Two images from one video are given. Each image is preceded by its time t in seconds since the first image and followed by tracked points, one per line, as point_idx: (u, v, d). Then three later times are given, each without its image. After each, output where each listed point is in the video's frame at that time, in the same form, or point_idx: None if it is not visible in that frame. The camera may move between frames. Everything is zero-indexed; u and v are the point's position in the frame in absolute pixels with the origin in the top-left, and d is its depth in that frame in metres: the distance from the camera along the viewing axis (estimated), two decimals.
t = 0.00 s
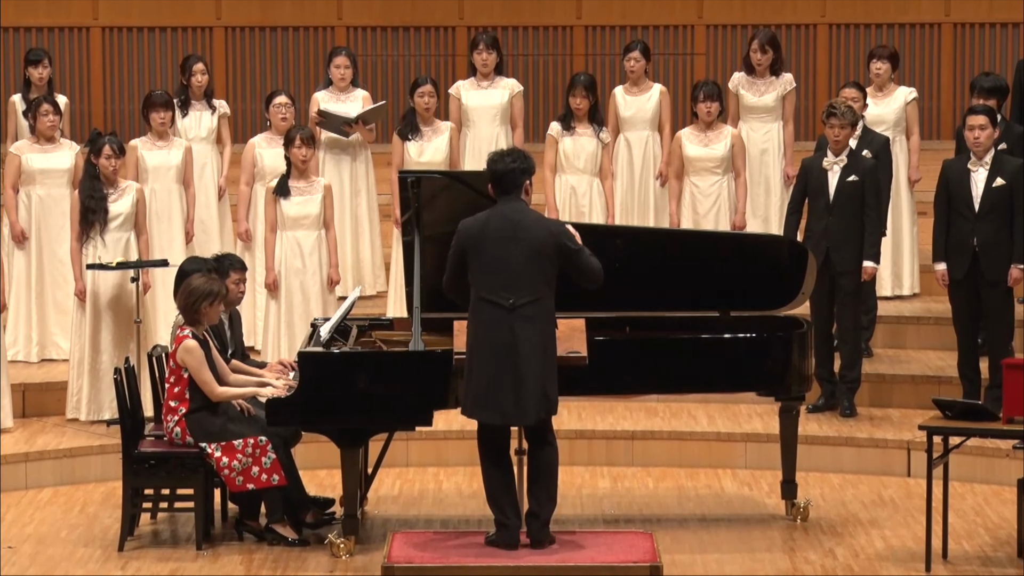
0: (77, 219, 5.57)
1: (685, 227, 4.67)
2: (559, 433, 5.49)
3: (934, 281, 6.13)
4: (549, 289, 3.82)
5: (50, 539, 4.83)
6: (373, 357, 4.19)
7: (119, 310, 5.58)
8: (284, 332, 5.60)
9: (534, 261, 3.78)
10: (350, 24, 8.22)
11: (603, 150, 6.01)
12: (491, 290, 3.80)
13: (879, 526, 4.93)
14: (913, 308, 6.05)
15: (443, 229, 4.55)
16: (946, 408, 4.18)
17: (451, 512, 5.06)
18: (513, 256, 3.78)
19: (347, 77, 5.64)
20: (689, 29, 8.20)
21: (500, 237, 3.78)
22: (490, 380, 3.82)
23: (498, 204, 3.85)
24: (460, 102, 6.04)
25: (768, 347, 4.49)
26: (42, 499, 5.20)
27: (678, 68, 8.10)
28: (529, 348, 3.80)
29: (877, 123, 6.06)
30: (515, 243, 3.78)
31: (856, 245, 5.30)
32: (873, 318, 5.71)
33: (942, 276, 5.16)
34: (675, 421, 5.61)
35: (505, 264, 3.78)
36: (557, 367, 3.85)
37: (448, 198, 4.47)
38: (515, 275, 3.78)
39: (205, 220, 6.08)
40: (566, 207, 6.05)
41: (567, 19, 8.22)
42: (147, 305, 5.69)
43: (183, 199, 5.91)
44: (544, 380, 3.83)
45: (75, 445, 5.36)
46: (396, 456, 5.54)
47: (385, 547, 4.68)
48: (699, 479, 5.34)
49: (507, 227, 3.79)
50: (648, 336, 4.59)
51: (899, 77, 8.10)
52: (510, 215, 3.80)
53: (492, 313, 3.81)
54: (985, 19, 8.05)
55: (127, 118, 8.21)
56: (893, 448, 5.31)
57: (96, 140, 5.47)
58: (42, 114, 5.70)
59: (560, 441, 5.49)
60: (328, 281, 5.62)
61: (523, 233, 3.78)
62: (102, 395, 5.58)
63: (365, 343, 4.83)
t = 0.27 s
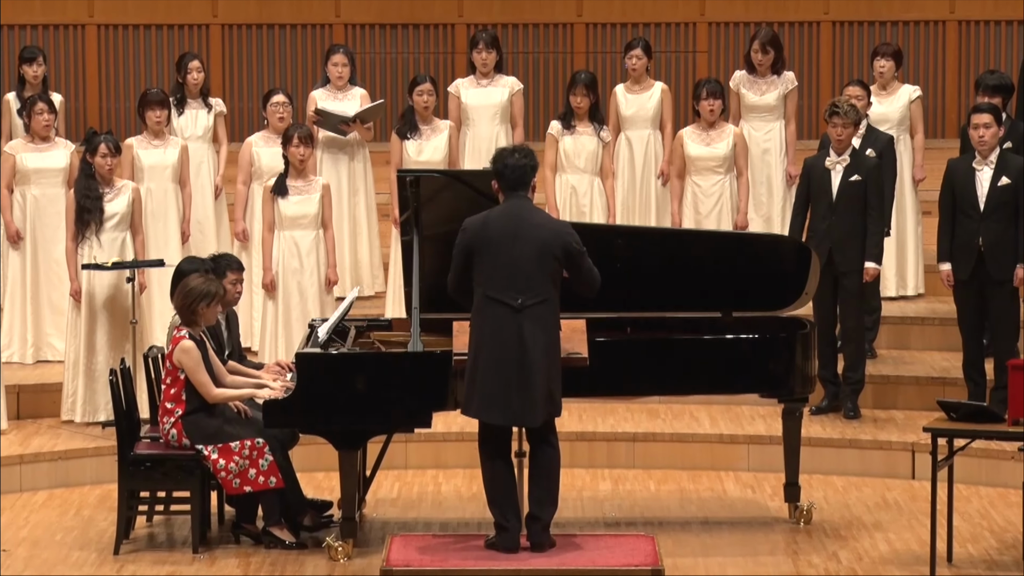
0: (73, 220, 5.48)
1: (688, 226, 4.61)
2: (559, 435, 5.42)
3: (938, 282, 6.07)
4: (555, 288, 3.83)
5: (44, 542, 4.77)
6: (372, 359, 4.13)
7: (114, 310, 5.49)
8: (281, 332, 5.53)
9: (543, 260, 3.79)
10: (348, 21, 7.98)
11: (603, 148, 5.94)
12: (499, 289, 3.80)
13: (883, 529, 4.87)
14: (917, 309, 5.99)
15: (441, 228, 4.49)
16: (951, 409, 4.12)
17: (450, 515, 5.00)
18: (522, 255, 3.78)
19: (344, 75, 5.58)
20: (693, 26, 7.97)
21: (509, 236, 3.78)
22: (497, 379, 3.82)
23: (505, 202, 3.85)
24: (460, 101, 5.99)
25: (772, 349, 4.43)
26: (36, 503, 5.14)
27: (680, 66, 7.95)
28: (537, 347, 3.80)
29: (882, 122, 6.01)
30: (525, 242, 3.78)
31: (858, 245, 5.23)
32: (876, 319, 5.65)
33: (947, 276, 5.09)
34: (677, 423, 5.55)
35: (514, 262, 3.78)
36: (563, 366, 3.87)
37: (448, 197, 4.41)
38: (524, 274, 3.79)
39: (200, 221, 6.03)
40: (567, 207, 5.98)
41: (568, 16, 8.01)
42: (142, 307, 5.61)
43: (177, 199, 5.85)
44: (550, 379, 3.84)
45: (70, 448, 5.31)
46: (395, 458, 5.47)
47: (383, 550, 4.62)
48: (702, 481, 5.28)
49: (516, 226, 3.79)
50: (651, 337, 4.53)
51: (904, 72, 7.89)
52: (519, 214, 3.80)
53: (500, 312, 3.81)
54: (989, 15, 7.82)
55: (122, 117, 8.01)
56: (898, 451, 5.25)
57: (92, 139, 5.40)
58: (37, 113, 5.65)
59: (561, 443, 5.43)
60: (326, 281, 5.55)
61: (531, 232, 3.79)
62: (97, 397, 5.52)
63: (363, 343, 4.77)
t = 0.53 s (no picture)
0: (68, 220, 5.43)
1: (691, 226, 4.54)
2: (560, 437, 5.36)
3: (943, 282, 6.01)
4: (559, 287, 3.79)
5: (39, 546, 4.71)
6: (371, 360, 4.06)
7: (109, 310, 5.46)
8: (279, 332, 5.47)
9: (548, 259, 3.75)
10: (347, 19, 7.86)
11: (604, 147, 5.88)
12: (503, 289, 3.76)
13: (887, 532, 4.81)
14: (921, 309, 5.93)
15: (441, 229, 4.42)
16: (956, 411, 4.06)
17: (449, 518, 4.94)
18: (527, 254, 3.74)
19: (342, 73, 5.53)
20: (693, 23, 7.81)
21: (514, 235, 3.74)
22: (501, 380, 3.78)
23: (507, 200, 3.81)
24: (459, 99, 5.93)
25: (775, 350, 4.36)
26: (31, 505, 5.07)
27: (683, 64, 7.83)
28: (542, 347, 3.76)
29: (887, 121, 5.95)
30: (529, 241, 3.74)
31: (862, 245, 5.17)
32: (880, 320, 5.59)
33: (952, 276, 5.03)
34: (679, 425, 5.48)
35: (518, 261, 3.74)
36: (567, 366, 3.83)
37: (447, 197, 4.35)
38: (528, 273, 3.74)
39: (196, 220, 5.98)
40: (567, 206, 5.92)
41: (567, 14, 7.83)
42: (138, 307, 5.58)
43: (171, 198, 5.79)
44: (554, 379, 3.80)
45: (65, 450, 5.24)
46: (393, 461, 5.41)
47: (382, 554, 4.56)
48: (704, 484, 5.22)
49: (520, 224, 3.75)
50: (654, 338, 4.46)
51: (907, 72, 7.79)
52: (522, 212, 3.76)
53: (504, 312, 3.76)
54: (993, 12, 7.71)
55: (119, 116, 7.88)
56: (902, 453, 5.19)
57: (85, 138, 5.36)
58: (32, 111, 5.58)
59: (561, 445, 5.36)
60: (324, 281, 5.49)
61: (536, 231, 3.75)
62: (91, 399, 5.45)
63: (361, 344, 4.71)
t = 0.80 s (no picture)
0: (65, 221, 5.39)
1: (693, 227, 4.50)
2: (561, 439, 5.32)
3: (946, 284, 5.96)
4: (562, 288, 3.76)
5: (35, 549, 4.67)
6: (370, 362, 4.02)
7: (107, 311, 5.41)
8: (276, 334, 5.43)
9: (550, 260, 3.72)
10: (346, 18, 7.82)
11: (604, 147, 5.83)
12: (505, 290, 3.73)
13: (889, 535, 4.77)
14: (924, 311, 5.88)
15: (440, 229, 4.39)
16: (961, 413, 4.02)
17: (448, 521, 4.90)
18: (529, 254, 3.71)
19: (339, 72, 5.49)
20: (695, 23, 7.77)
21: (515, 235, 3.71)
22: (504, 382, 3.75)
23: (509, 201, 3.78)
24: (458, 99, 5.88)
25: (777, 350, 4.33)
26: (27, 508, 5.03)
27: (683, 64, 7.79)
28: (545, 349, 3.73)
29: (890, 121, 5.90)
30: (531, 242, 3.71)
31: (863, 245, 5.13)
32: (883, 321, 5.55)
33: (955, 277, 4.99)
34: (680, 428, 5.44)
35: (520, 262, 3.72)
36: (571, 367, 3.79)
37: (447, 197, 4.30)
38: (530, 274, 3.72)
39: (194, 221, 5.93)
40: (567, 207, 5.87)
41: (568, 12, 7.81)
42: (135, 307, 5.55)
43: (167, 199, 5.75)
44: (559, 381, 3.77)
45: (62, 452, 5.20)
46: (392, 464, 5.37)
47: (381, 558, 4.51)
48: (705, 487, 5.18)
49: (521, 225, 3.73)
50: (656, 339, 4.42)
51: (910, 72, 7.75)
52: (524, 213, 3.74)
53: (506, 314, 3.73)
54: (999, 12, 7.67)
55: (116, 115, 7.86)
56: (905, 455, 5.14)
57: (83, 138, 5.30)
58: (28, 110, 5.55)
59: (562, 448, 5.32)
60: (322, 282, 5.45)
61: (537, 231, 3.72)
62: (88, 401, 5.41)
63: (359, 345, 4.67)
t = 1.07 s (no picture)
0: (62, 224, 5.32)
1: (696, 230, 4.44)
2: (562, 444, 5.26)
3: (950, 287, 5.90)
4: (564, 291, 3.70)
5: (29, 556, 4.61)
6: (369, 366, 3.96)
7: (103, 316, 5.32)
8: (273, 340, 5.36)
9: (551, 263, 3.66)
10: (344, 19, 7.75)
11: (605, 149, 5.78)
12: (505, 294, 3.68)
13: (894, 542, 4.71)
14: (929, 315, 5.82)
15: (440, 230, 4.32)
16: (966, 419, 3.97)
17: (447, 528, 4.84)
18: (529, 258, 3.65)
19: (338, 73, 5.42)
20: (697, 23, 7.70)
21: (515, 238, 3.65)
22: (505, 388, 3.70)
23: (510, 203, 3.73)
24: (458, 100, 5.82)
25: (781, 355, 4.28)
26: (22, 515, 4.97)
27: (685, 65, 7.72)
28: (546, 354, 3.68)
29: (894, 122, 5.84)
30: (531, 245, 3.65)
31: (867, 249, 5.08)
32: (888, 325, 5.49)
33: (961, 281, 4.94)
34: (682, 433, 5.38)
35: (520, 266, 3.66)
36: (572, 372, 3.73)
37: (446, 200, 4.25)
38: (531, 278, 3.66)
39: (191, 223, 5.86)
40: (568, 210, 5.82)
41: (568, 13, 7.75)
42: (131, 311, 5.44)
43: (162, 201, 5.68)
44: (561, 387, 3.72)
45: (58, 458, 5.13)
46: (392, 470, 5.31)
47: (380, 565, 4.45)
48: (708, 493, 5.12)
49: (521, 228, 3.67)
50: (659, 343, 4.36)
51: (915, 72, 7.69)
52: (524, 216, 3.68)
53: (507, 318, 3.68)
54: (1004, 13, 7.61)
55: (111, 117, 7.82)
56: (910, 460, 5.08)
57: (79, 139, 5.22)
58: (22, 111, 5.48)
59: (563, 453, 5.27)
60: (320, 286, 5.38)
61: (538, 234, 3.66)
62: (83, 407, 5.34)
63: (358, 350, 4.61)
